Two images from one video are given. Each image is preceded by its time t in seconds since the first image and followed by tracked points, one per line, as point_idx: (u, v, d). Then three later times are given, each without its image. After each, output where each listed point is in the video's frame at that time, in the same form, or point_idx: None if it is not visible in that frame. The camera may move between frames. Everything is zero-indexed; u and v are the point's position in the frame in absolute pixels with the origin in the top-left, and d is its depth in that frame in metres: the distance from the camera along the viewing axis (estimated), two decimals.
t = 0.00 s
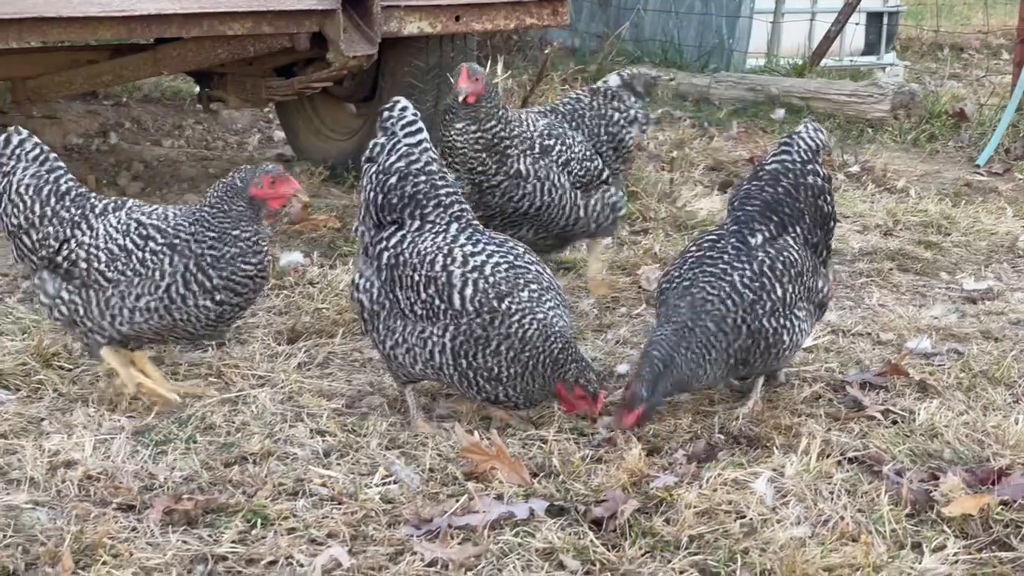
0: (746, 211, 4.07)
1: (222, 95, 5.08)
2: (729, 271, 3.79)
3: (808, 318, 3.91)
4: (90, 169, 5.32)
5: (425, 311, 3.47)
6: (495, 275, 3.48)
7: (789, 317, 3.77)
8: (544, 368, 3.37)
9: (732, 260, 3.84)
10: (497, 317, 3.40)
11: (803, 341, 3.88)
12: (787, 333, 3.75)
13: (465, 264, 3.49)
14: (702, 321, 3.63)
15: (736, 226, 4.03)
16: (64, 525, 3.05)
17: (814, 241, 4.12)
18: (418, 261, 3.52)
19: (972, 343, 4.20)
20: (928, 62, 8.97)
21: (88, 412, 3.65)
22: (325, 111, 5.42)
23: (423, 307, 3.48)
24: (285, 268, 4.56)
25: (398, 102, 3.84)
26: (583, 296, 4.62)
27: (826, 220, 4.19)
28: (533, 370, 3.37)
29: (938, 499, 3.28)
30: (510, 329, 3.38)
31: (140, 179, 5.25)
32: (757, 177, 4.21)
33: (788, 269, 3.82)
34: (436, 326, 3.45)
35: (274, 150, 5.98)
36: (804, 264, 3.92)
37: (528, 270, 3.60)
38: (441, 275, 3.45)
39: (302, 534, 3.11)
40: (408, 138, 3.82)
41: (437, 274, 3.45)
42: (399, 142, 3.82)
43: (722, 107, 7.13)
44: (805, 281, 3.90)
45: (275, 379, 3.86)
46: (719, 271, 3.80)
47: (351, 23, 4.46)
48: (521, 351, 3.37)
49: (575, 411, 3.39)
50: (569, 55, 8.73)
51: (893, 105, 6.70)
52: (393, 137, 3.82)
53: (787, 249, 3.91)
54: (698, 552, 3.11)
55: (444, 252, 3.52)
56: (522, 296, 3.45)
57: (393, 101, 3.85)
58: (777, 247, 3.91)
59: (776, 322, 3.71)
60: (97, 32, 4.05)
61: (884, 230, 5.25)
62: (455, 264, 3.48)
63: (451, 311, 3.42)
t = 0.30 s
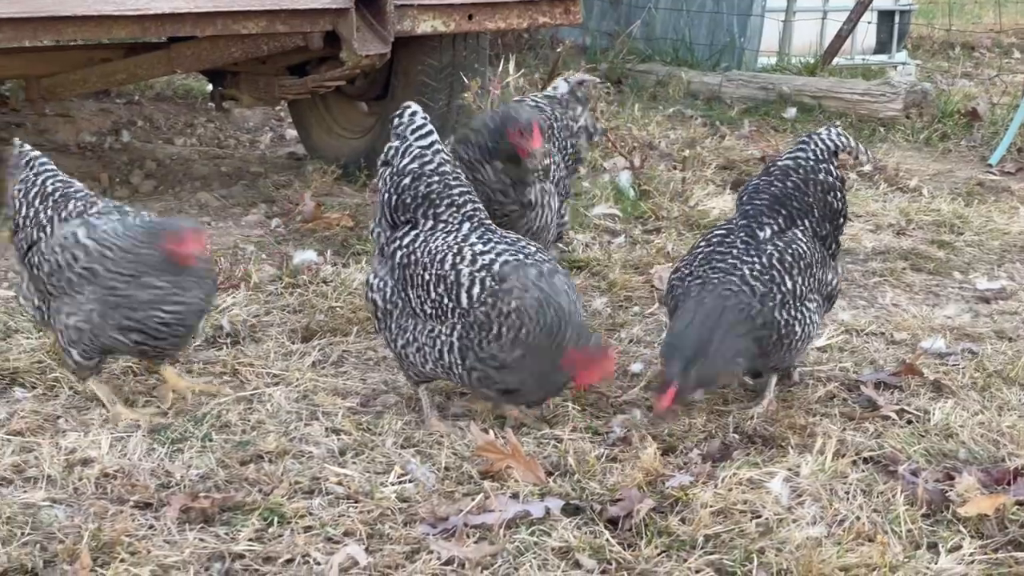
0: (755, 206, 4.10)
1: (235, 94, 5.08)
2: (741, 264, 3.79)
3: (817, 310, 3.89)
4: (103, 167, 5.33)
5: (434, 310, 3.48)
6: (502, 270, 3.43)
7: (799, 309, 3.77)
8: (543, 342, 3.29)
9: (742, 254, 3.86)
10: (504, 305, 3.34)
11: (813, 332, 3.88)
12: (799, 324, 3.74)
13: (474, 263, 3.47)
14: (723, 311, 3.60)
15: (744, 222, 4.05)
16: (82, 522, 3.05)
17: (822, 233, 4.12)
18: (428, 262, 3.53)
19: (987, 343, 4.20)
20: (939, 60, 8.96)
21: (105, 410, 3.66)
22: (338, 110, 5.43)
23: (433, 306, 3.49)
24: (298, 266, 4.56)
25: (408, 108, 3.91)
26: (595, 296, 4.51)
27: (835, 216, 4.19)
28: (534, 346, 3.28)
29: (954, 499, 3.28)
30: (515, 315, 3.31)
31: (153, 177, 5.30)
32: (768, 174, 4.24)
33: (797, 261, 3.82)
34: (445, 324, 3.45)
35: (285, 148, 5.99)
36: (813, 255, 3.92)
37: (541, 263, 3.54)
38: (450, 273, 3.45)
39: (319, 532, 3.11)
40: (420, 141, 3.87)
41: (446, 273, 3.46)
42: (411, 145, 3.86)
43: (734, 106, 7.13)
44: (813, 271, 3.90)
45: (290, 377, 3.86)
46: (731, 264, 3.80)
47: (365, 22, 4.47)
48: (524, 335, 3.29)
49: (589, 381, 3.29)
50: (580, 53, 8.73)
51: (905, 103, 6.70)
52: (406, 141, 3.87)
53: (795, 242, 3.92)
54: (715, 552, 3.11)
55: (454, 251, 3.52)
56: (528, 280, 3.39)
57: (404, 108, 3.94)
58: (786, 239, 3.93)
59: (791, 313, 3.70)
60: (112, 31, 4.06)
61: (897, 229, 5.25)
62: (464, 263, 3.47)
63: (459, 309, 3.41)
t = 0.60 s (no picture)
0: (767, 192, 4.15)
1: (243, 94, 5.07)
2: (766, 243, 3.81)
3: (843, 285, 3.94)
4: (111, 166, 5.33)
5: (484, 294, 3.42)
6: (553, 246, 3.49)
7: (829, 279, 3.81)
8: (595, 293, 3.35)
9: (762, 236, 3.87)
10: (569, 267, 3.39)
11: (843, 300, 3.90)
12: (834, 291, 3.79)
13: (519, 244, 3.50)
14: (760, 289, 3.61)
15: (760, 207, 4.08)
16: (95, 522, 3.04)
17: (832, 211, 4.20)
18: (470, 251, 3.50)
19: (997, 344, 4.19)
20: (945, 60, 8.96)
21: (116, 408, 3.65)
22: (345, 109, 5.43)
23: (481, 291, 3.43)
24: (307, 266, 4.55)
25: (420, 121, 3.90)
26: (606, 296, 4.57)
27: (841, 202, 4.28)
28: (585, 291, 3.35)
29: (966, 500, 3.29)
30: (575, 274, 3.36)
31: (162, 177, 5.31)
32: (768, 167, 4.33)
33: (817, 236, 3.88)
34: (497, 309, 3.41)
35: (292, 148, 5.99)
36: (832, 230, 3.99)
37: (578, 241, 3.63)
38: (495, 257, 3.45)
39: (332, 532, 3.11)
40: (437, 150, 3.88)
41: (494, 257, 3.45)
42: (428, 154, 3.86)
43: (741, 106, 7.13)
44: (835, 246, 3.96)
45: (300, 377, 3.85)
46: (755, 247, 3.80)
47: (374, 21, 4.46)
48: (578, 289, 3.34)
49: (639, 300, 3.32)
50: (587, 53, 8.74)
51: (912, 104, 6.70)
52: (424, 150, 3.88)
53: (813, 219, 3.98)
54: (727, 552, 3.11)
55: (495, 238, 3.53)
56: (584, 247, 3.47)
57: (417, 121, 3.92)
58: (803, 217, 3.98)
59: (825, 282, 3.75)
60: (121, 31, 4.06)
61: (906, 230, 5.25)
62: (508, 245, 3.49)
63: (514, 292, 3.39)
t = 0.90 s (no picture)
0: (811, 194, 4.18)
1: (243, 95, 5.08)
2: (826, 247, 3.85)
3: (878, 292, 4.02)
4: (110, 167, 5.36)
5: (578, 297, 3.40)
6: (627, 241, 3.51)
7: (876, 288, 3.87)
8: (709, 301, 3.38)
9: (817, 242, 3.89)
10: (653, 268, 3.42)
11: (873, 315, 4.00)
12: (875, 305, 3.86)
13: (597, 239, 3.49)
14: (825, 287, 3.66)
15: (806, 210, 4.12)
16: (95, 523, 3.04)
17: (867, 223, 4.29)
18: (546, 258, 3.45)
19: (997, 345, 4.20)
20: (945, 61, 8.96)
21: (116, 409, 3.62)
22: (345, 110, 5.42)
23: (574, 294, 3.40)
24: (308, 267, 4.55)
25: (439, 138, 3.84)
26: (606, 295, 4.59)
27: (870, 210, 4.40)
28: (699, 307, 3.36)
29: (967, 501, 3.29)
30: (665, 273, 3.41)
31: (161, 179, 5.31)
32: (802, 167, 4.37)
33: (866, 247, 3.95)
34: (595, 307, 3.38)
35: (292, 149, 5.99)
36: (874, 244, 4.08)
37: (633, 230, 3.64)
38: (581, 255, 3.43)
39: (332, 534, 3.11)
40: (466, 160, 3.80)
41: (578, 256, 3.43)
42: (461, 167, 3.79)
43: (741, 107, 7.13)
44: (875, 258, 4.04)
45: (301, 379, 3.85)
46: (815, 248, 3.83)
47: (373, 23, 4.47)
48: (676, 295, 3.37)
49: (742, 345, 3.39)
50: (586, 54, 8.75)
51: (912, 105, 6.71)
52: (455, 164, 3.79)
53: (859, 230, 4.05)
54: (727, 553, 3.12)
55: (568, 238, 3.50)
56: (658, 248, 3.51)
57: (441, 139, 3.84)
58: (851, 226, 4.05)
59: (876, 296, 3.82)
60: (121, 32, 4.05)
61: (906, 231, 5.25)
62: (589, 241, 3.48)
63: (609, 284, 3.39)
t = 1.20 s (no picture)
0: (851, 185, 4.20)
1: (235, 97, 5.09)
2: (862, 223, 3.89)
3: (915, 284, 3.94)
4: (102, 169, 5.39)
5: (589, 302, 3.49)
6: (656, 261, 3.54)
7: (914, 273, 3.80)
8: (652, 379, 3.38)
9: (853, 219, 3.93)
10: (669, 307, 3.41)
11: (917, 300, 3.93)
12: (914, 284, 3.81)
13: (626, 251, 3.56)
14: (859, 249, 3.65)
15: (846, 199, 4.14)
16: (81, 527, 3.06)
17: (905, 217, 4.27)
18: (569, 253, 3.57)
19: (985, 346, 4.20)
20: (937, 63, 8.97)
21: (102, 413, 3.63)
22: (337, 113, 5.47)
23: (586, 298, 3.50)
24: (298, 270, 4.56)
25: (462, 120, 3.96)
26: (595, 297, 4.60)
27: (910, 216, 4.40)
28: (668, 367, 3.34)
29: (952, 502, 3.30)
30: (678, 321, 3.39)
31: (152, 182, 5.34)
32: (835, 164, 4.39)
33: (901, 234, 3.94)
34: (603, 315, 3.47)
35: (284, 152, 6.01)
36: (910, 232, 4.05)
37: (675, 250, 3.66)
38: (605, 262, 3.51)
39: (318, 537, 3.12)
40: (494, 142, 3.94)
41: (600, 262, 3.52)
42: (487, 147, 3.92)
43: (733, 108, 7.14)
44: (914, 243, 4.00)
45: (289, 381, 3.86)
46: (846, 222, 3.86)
47: (364, 25, 4.46)
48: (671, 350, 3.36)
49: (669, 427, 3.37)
50: (580, 56, 8.77)
51: (904, 107, 6.70)
52: (481, 146, 3.92)
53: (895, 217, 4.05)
54: (713, 555, 3.12)
55: (598, 240, 3.59)
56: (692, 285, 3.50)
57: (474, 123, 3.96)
58: (887, 215, 4.06)
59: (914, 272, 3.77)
60: (110, 35, 4.04)
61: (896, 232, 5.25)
62: (617, 251, 3.55)
63: (622, 297, 3.46)
